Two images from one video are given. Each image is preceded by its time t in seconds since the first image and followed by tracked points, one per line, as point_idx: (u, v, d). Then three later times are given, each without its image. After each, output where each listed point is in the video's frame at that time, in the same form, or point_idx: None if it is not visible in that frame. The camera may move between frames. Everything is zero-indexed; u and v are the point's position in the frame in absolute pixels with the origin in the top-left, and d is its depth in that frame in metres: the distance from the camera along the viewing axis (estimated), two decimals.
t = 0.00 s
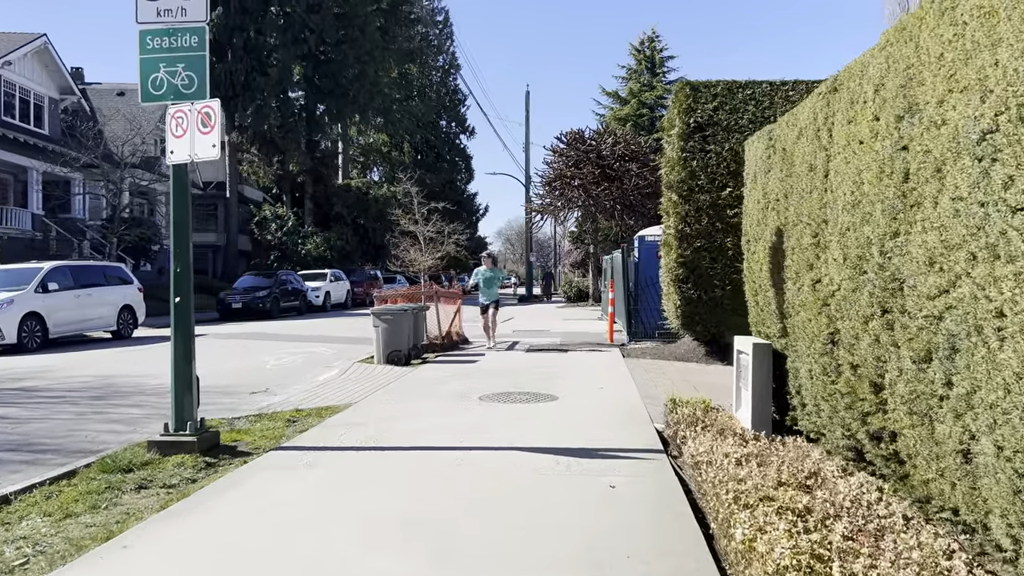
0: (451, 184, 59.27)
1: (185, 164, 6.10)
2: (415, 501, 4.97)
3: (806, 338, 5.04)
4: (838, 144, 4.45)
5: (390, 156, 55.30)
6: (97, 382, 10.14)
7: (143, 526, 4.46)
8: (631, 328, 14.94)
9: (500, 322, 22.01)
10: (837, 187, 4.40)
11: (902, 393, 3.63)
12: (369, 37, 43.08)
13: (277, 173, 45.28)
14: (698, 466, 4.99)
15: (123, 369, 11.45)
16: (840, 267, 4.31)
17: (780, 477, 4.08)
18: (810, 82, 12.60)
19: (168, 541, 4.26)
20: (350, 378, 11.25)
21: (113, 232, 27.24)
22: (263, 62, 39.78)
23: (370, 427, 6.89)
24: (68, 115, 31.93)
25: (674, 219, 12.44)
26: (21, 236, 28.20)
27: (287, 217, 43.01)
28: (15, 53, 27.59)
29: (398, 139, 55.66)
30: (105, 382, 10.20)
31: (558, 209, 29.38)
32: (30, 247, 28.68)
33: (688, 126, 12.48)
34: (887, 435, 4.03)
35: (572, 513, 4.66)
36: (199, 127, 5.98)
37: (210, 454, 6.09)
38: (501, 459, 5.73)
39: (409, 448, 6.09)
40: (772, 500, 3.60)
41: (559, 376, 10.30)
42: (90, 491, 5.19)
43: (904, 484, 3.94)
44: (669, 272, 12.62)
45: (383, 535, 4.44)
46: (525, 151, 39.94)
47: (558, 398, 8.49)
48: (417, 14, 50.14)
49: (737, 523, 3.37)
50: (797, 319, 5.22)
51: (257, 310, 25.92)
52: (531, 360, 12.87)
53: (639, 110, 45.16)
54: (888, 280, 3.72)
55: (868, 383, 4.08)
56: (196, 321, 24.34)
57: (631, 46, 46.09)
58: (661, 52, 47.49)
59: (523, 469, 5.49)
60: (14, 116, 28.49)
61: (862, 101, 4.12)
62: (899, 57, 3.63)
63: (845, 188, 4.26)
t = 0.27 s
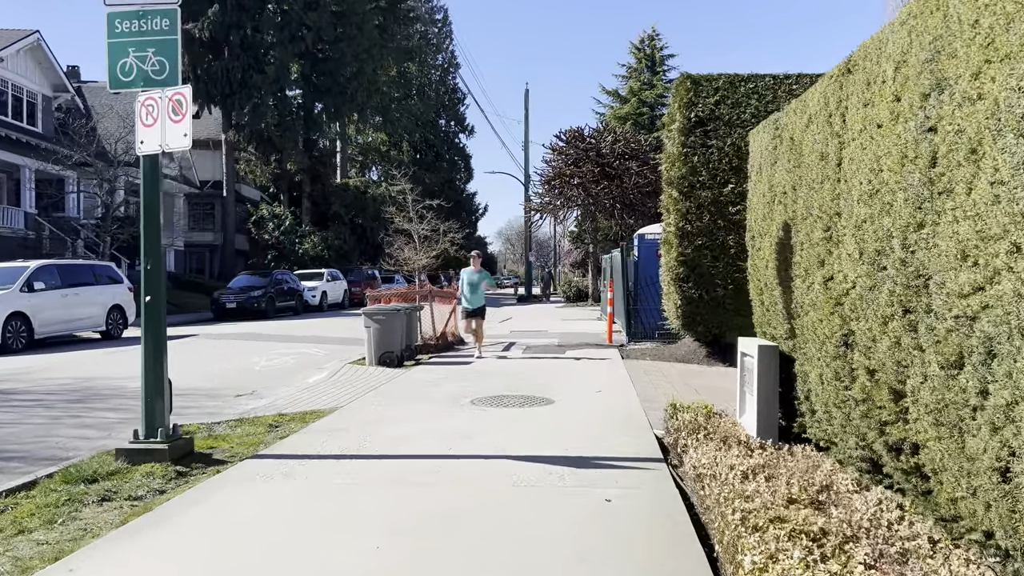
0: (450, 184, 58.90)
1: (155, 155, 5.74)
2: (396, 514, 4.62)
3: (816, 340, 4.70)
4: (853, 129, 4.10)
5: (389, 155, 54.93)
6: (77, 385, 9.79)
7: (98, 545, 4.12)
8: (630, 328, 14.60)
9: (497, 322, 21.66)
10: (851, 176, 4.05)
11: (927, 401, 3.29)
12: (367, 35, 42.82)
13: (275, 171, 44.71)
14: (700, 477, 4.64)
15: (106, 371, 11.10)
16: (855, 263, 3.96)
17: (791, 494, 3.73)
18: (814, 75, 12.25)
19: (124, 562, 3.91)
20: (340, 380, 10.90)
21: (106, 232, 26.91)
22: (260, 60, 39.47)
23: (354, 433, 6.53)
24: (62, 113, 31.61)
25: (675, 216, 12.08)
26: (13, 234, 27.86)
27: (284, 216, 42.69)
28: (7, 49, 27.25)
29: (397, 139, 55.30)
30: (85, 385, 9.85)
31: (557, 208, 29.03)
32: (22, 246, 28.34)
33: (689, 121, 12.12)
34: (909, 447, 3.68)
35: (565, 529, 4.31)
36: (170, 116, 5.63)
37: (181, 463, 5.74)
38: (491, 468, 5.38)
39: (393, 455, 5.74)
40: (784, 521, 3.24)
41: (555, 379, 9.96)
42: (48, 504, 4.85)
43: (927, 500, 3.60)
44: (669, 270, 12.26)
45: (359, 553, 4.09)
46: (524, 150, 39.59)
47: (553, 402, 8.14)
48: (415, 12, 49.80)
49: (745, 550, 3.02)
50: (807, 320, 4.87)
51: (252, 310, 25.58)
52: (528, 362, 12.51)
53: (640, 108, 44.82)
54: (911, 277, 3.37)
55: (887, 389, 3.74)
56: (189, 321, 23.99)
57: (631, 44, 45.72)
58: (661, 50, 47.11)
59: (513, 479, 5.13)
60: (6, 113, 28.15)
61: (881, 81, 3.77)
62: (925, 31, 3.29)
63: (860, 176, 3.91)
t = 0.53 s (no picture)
0: (450, 184, 58.51)
1: (123, 150, 5.39)
2: (377, 538, 4.25)
3: (833, 349, 4.34)
4: (876, 118, 3.73)
5: (388, 155, 54.56)
6: (56, 391, 9.42)
7: None
8: (630, 331, 14.21)
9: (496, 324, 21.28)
10: (874, 170, 3.68)
11: (965, 422, 2.93)
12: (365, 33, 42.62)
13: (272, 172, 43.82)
14: (709, 498, 4.26)
15: (89, 376, 10.73)
16: (880, 265, 3.60)
17: (809, 526, 3.36)
18: (820, 71, 11.87)
19: None
20: (331, 386, 10.53)
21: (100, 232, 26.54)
22: (257, 59, 39.28)
23: (339, 446, 6.16)
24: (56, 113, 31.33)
25: (677, 216, 11.72)
26: (5, 235, 27.50)
27: (281, 216, 42.29)
28: None
29: (396, 138, 54.94)
30: (64, 391, 9.47)
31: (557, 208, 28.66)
32: (15, 247, 28.00)
33: (691, 118, 11.76)
34: (941, 470, 3.32)
35: (561, 557, 3.92)
36: (139, 107, 5.28)
37: (152, 479, 5.37)
38: (481, 487, 4.99)
39: (378, 471, 5.36)
40: (806, 560, 2.89)
41: (554, 385, 9.58)
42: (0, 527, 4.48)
43: (963, 530, 3.24)
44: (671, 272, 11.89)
45: None
46: (524, 150, 39.23)
47: (551, 410, 7.77)
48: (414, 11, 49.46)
49: None
50: (823, 326, 4.50)
51: (247, 311, 25.20)
52: (525, 366, 12.15)
53: (640, 108, 44.49)
54: (946, 282, 3.00)
55: (915, 405, 3.39)
56: (183, 324, 23.60)
57: (631, 43, 45.36)
58: (662, 49, 46.75)
59: (506, 499, 4.74)
60: None
61: (909, 64, 3.41)
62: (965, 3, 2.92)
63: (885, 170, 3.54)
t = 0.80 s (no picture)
0: (449, 184, 58.13)
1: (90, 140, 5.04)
2: (359, 563, 3.86)
3: (857, 356, 3.97)
4: (911, 100, 3.37)
5: (387, 154, 54.19)
6: (34, 396, 9.04)
7: None
8: (632, 333, 13.83)
9: (494, 325, 20.92)
10: (908, 158, 3.32)
11: None
12: (363, 31, 42.27)
13: (270, 170, 43.45)
14: (722, 520, 3.89)
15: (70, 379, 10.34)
16: (913, 264, 3.24)
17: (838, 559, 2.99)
18: (828, 65, 11.53)
19: None
20: (323, 390, 10.17)
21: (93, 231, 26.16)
22: (254, 57, 38.88)
23: (323, 457, 5.78)
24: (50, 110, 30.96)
25: (680, 214, 11.35)
26: None
27: (278, 215, 41.93)
28: None
29: (395, 137, 54.55)
30: (43, 396, 9.09)
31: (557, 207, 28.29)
32: (8, 246, 27.61)
33: (694, 112, 11.41)
34: (986, 494, 2.95)
35: None
36: (106, 95, 4.96)
37: (119, 495, 4.99)
38: (474, 504, 4.61)
39: (363, 486, 4.99)
40: None
41: (553, 389, 9.22)
42: None
43: (1013, 562, 2.87)
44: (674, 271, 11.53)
45: None
46: (523, 149, 38.84)
47: (550, 417, 7.40)
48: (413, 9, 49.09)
49: None
50: (845, 330, 4.14)
51: (242, 312, 24.82)
52: (524, 369, 11.77)
53: (640, 107, 44.12)
54: (1000, 283, 2.63)
55: (955, 420, 3.03)
56: (176, 324, 23.23)
57: (632, 42, 44.99)
58: (662, 47, 46.39)
59: (500, 519, 4.36)
60: None
61: (951, 39, 3.05)
62: None
63: (921, 158, 3.19)
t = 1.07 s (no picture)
0: (448, 183, 57.74)
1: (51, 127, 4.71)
2: None
3: (879, 360, 3.63)
4: (945, 77, 3.03)
5: (385, 153, 53.83)
6: (11, 400, 8.70)
7: None
8: (632, 333, 13.45)
9: (492, 325, 20.57)
10: (942, 140, 2.99)
11: None
12: (361, 29, 41.92)
13: (267, 169, 43.13)
14: (732, 540, 3.54)
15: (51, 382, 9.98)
16: (949, 259, 2.89)
17: None
18: (834, 57, 11.20)
19: None
20: (312, 393, 9.83)
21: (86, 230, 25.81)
22: (250, 55, 38.51)
23: (304, 466, 5.44)
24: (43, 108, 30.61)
25: (681, 211, 11.01)
26: None
27: (276, 215, 41.59)
28: None
29: (393, 136, 54.17)
30: (20, 399, 8.75)
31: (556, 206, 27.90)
32: None
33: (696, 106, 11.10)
34: None
35: None
36: (68, 79, 4.62)
37: (82, 508, 4.65)
38: (462, 520, 4.27)
39: (345, 499, 4.65)
40: None
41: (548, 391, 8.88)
42: None
43: None
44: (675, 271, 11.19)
45: None
46: (523, 148, 38.46)
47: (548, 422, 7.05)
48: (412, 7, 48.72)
49: None
50: (864, 331, 3.81)
51: (237, 312, 24.47)
52: (521, 371, 11.43)
53: (641, 105, 43.76)
54: None
55: (998, 433, 2.69)
56: (170, 324, 22.88)
57: (631, 40, 44.59)
58: (662, 46, 46.02)
59: (490, 537, 4.02)
60: None
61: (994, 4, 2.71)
62: None
63: (958, 140, 2.85)
